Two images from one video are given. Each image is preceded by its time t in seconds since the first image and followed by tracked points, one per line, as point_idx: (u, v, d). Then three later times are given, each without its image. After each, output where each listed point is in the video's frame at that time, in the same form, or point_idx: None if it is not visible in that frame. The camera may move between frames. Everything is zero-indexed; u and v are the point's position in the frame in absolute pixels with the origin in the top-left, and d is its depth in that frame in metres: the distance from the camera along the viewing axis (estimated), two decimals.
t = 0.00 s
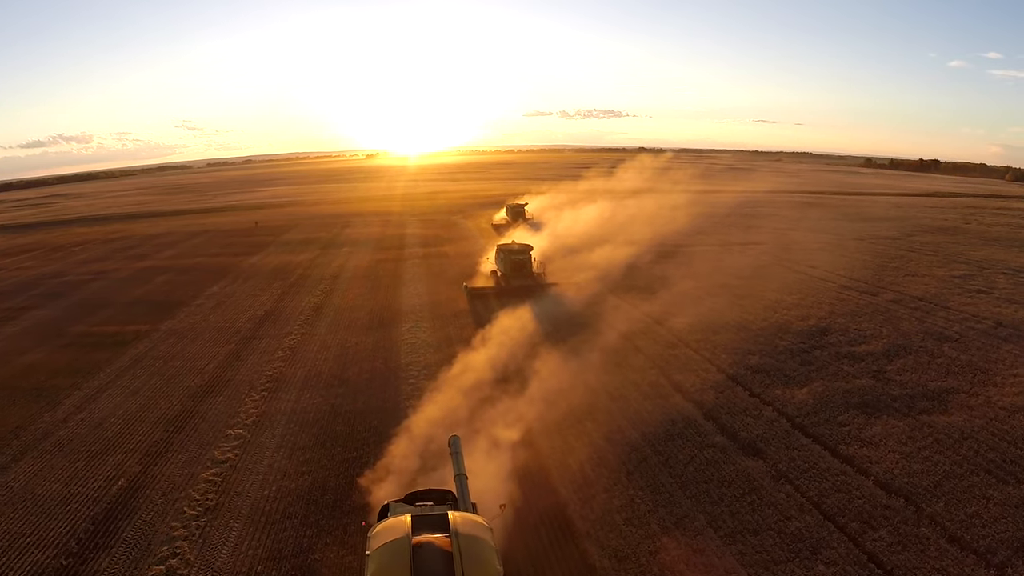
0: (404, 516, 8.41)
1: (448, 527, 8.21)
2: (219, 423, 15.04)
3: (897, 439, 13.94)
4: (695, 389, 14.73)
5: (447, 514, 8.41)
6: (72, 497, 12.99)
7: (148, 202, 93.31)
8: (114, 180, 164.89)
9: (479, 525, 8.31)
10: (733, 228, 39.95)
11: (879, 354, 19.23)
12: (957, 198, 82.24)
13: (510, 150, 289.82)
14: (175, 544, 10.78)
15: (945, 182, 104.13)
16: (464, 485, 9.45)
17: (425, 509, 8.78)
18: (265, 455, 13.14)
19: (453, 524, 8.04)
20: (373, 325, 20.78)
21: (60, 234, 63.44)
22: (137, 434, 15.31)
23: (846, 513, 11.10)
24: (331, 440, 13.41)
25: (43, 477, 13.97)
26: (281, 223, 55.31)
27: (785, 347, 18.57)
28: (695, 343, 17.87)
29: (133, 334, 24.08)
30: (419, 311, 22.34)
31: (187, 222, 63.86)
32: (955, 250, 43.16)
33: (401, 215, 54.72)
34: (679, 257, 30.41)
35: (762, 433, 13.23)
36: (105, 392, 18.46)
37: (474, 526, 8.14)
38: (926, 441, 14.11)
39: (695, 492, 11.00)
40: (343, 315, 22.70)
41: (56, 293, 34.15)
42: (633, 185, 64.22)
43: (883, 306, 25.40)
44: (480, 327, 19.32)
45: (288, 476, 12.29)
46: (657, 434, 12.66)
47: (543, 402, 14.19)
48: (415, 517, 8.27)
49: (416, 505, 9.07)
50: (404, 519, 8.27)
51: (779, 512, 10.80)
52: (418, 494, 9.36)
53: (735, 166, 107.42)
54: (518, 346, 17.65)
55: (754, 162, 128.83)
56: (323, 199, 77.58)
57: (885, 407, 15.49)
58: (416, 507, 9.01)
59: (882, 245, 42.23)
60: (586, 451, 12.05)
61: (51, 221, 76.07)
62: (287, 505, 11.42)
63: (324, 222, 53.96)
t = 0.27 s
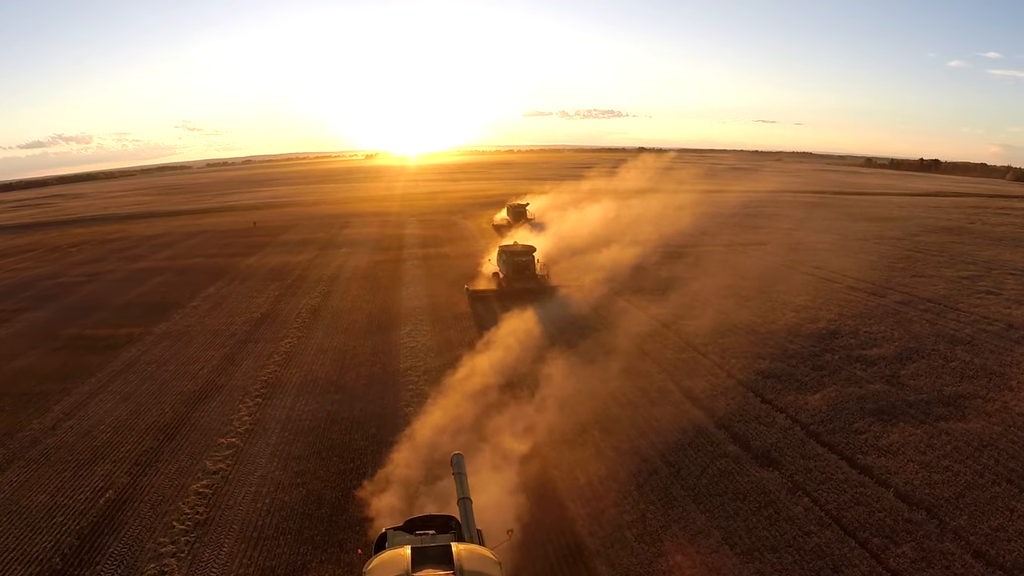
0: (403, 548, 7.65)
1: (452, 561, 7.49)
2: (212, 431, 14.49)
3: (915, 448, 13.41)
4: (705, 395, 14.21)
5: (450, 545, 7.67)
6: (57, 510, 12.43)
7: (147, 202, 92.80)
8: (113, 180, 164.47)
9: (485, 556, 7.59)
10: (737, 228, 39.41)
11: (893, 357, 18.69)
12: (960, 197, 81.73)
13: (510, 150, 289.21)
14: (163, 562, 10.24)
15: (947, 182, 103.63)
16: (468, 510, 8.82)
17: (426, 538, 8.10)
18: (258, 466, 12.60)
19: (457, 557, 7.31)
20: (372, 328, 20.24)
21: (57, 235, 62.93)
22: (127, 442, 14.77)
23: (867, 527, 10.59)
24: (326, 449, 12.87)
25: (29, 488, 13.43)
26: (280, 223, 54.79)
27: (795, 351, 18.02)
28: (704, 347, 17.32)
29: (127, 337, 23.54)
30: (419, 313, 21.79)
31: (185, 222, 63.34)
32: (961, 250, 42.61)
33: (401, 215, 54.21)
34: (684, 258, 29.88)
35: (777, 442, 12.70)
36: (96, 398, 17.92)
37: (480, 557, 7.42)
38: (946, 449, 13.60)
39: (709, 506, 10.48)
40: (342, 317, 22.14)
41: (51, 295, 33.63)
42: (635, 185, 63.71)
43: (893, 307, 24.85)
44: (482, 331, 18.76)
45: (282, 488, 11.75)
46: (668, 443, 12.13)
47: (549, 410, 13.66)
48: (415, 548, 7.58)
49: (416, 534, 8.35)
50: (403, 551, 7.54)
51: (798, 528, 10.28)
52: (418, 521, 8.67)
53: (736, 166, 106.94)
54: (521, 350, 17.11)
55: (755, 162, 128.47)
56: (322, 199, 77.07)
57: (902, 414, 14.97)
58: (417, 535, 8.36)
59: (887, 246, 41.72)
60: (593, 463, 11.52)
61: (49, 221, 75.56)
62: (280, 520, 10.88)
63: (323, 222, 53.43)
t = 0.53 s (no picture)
0: None
1: None
2: (203, 441, 13.97)
3: (934, 457, 12.89)
4: (715, 402, 13.70)
5: None
6: (41, 523, 11.91)
7: (145, 203, 92.33)
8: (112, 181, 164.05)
9: None
10: (741, 228, 38.89)
11: (905, 361, 18.18)
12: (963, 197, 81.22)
13: (509, 150, 288.53)
14: None
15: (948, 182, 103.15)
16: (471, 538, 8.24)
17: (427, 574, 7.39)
18: (251, 478, 12.08)
19: None
20: (370, 332, 19.71)
21: (54, 236, 62.45)
22: (116, 452, 14.24)
23: (890, 542, 10.06)
24: (321, 460, 12.35)
25: (13, 499, 12.90)
26: (278, 223, 54.29)
27: (806, 354, 17.50)
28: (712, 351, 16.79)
29: (120, 341, 23.01)
30: (419, 316, 21.27)
31: (183, 223, 62.83)
32: (967, 250, 42.11)
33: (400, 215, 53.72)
34: (688, 259, 29.38)
35: (791, 452, 12.19)
36: (86, 405, 17.38)
37: None
38: (966, 458, 13.07)
39: (723, 521, 9.96)
40: (339, 320, 21.61)
41: (45, 297, 33.12)
42: (636, 185, 63.24)
43: (902, 309, 24.35)
44: (484, 336, 18.23)
45: (274, 502, 11.23)
46: (678, 454, 11.62)
47: (553, 419, 13.13)
48: None
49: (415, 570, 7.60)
50: None
51: (817, 544, 9.76)
52: (418, 553, 8.04)
53: (736, 166, 106.49)
54: (523, 355, 16.59)
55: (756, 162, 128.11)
56: (321, 200, 76.61)
57: (917, 421, 14.47)
58: (417, 569, 7.65)
59: (891, 245, 41.24)
60: (601, 476, 11.00)
61: (47, 222, 75.18)
62: (271, 536, 10.35)
63: (322, 223, 52.89)
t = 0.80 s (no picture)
0: None
1: None
2: (193, 450, 13.44)
3: (954, 467, 12.34)
4: (726, 409, 13.19)
5: None
6: (23, 537, 11.37)
7: (143, 203, 91.81)
8: (110, 181, 163.67)
9: None
10: (744, 228, 38.35)
11: (918, 365, 17.67)
12: (965, 197, 80.66)
13: (509, 150, 288.00)
14: None
15: (950, 182, 102.69)
16: (476, 572, 7.71)
17: None
18: (241, 491, 11.55)
19: None
20: (368, 335, 19.18)
21: (51, 236, 61.93)
22: (103, 462, 13.71)
23: (913, 558, 9.53)
24: (315, 470, 11.81)
25: None
26: (276, 224, 53.76)
27: (816, 357, 16.98)
28: (720, 355, 16.25)
29: (111, 344, 22.47)
30: (417, 318, 20.75)
31: (180, 223, 62.27)
32: (973, 250, 41.59)
33: (399, 215, 53.19)
34: (692, 260, 28.84)
35: (807, 462, 11.66)
36: (74, 412, 16.84)
37: None
38: (986, 467, 12.53)
39: (738, 538, 9.44)
40: (336, 322, 21.08)
41: (38, 298, 32.59)
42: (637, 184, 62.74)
43: (911, 310, 23.82)
44: (485, 340, 17.67)
45: (265, 516, 10.70)
46: (689, 465, 11.10)
47: (557, 427, 12.63)
48: None
49: None
50: None
51: (837, 561, 9.24)
52: None
53: (737, 165, 105.96)
54: (526, 360, 16.08)
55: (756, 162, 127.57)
56: (320, 200, 76.10)
57: (934, 427, 13.95)
58: None
59: (895, 245, 40.73)
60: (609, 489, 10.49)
61: (44, 223, 74.65)
62: (261, 553, 9.82)
63: (320, 223, 52.35)
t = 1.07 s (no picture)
0: None
1: None
2: (183, 460, 12.95)
3: (975, 476, 11.84)
4: (737, 417, 12.68)
5: None
6: (3, 552, 10.87)
7: (142, 203, 91.42)
8: (109, 181, 163.27)
9: None
10: (748, 228, 37.87)
11: (931, 369, 17.15)
12: (969, 197, 80.10)
13: (509, 150, 287.54)
14: None
15: (952, 181, 102.19)
16: None
17: None
18: (232, 503, 11.07)
19: None
20: (366, 338, 18.71)
21: (48, 237, 61.52)
22: (90, 472, 13.22)
23: None
24: (309, 481, 11.33)
25: None
26: (275, 224, 53.30)
27: (827, 362, 16.46)
28: (728, 360, 15.78)
29: (103, 347, 22.01)
30: (417, 321, 20.28)
31: (178, 224, 61.75)
32: (979, 251, 41.08)
33: (399, 215, 52.78)
34: (695, 261, 28.38)
35: (822, 473, 11.18)
36: (62, 418, 16.34)
37: None
38: (1008, 476, 12.02)
39: (754, 556, 8.94)
40: (333, 325, 20.61)
41: (32, 300, 32.15)
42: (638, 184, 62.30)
43: (920, 313, 23.34)
44: (487, 344, 17.19)
45: (256, 531, 10.22)
46: (700, 477, 10.62)
47: (562, 436, 12.13)
48: None
49: None
50: None
51: None
52: None
53: (738, 165, 105.46)
54: (528, 365, 15.59)
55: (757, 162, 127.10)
56: (320, 200, 75.67)
57: (952, 436, 13.44)
58: None
59: (900, 246, 40.26)
60: (617, 503, 10.00)
61: (42, 223, 74.30)
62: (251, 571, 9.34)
63: (319, 223, 51.92)
